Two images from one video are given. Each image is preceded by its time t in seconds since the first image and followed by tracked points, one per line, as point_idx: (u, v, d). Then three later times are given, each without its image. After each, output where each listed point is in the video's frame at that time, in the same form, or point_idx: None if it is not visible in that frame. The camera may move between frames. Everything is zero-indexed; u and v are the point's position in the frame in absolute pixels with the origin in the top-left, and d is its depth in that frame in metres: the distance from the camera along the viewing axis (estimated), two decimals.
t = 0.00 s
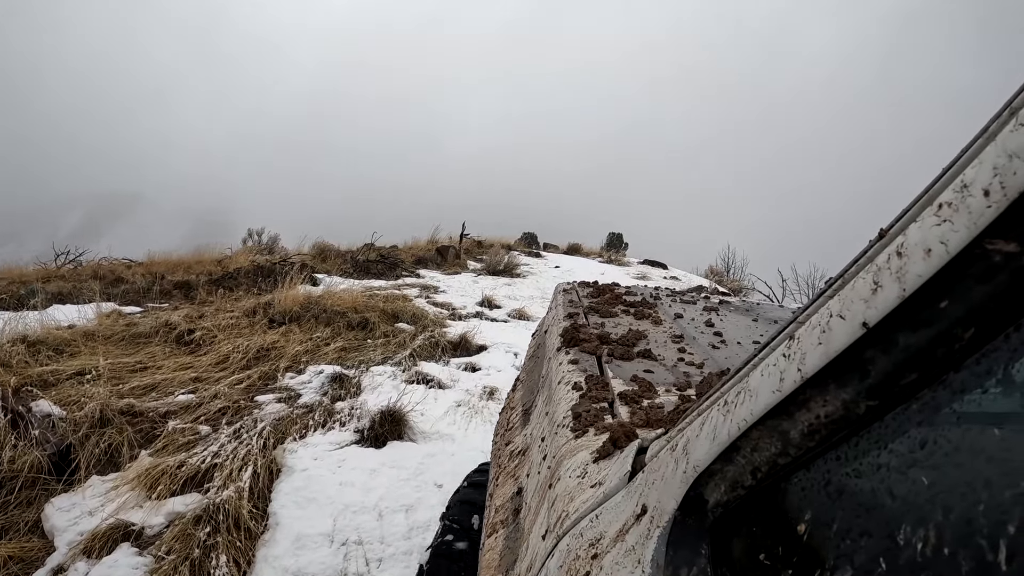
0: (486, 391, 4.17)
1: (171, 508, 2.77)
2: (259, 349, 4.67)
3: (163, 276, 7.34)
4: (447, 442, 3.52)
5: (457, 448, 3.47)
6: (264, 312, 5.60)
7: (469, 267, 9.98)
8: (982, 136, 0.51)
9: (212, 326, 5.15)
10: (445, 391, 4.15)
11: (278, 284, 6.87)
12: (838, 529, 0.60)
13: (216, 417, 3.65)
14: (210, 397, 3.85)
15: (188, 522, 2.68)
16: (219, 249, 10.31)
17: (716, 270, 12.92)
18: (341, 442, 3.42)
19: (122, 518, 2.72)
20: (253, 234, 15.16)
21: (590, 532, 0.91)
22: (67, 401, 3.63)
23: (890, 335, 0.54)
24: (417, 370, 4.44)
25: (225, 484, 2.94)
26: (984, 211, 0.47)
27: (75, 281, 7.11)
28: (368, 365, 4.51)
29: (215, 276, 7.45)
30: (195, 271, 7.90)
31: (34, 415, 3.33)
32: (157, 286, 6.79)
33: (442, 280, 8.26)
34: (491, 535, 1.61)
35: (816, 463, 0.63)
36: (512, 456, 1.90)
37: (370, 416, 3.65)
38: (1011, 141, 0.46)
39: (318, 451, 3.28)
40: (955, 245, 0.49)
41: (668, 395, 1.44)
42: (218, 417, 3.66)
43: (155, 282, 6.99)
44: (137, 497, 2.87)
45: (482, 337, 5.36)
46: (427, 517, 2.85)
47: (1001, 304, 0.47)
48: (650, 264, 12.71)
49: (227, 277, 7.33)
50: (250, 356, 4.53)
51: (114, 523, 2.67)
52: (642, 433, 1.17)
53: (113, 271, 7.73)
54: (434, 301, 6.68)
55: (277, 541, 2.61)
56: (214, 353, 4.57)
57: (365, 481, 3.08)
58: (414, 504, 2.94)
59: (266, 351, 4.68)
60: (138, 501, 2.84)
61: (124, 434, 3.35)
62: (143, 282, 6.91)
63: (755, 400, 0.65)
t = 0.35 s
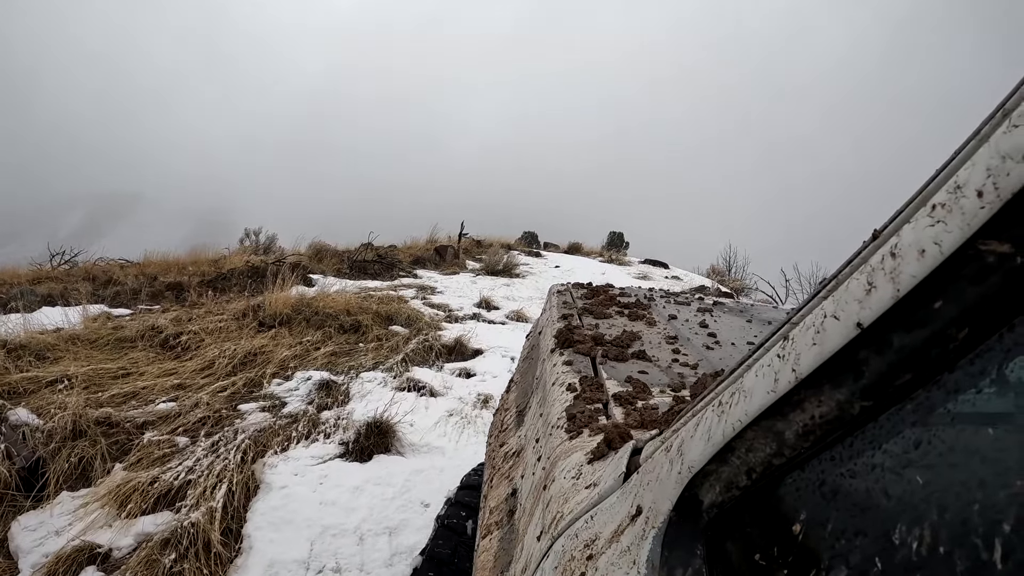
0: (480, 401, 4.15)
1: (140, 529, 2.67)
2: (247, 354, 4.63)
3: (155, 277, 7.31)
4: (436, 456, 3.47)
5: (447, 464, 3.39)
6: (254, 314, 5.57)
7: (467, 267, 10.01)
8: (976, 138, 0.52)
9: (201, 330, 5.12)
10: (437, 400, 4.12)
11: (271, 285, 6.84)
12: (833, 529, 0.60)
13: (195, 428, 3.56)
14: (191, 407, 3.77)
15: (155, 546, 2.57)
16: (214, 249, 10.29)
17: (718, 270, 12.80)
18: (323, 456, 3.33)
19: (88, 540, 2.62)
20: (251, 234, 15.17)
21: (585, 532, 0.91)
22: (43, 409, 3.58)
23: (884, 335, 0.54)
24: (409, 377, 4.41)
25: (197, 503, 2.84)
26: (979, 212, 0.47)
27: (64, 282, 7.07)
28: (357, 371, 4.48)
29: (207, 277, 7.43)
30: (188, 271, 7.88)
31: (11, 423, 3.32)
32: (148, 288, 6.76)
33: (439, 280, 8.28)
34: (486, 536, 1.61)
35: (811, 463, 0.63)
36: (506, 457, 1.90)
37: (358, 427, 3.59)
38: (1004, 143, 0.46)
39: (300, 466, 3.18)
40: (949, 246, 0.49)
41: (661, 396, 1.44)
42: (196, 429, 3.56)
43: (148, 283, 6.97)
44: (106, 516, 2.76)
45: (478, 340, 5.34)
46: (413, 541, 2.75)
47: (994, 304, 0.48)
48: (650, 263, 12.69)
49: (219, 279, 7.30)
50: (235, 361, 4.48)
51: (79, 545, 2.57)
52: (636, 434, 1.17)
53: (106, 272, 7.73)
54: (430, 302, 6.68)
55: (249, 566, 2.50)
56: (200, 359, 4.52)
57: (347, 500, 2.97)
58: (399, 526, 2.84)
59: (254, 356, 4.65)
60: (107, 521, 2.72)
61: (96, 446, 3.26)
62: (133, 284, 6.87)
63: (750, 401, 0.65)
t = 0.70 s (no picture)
0: (469, 409, 4.02)
1: (101, 548, 2.53)
2: (230, 357, 4.56)
3: (145, 278, 7.27)
4: (418, 471, 3.29)
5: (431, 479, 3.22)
6: (240, 317, 5.52)
7: (466, 267, 10.00)
8: (980, 137, 0.51)
9: (188, 332, 5.10)
10: (423, 408, 3.99)
11: (261, 286, 6.78)
12: (833, 529, 0.60)
13: (168, 438, 3.45)
14: (165, 415, 3.66)
15: (113, 567, 2.42)
16: (209, 248, 10.28)
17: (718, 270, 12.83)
18: (301, 470, 3.16)
19: (47, 559, 2.48)
20: (246, 234, 15.15)
21: (585, 532, 0.91)
22: (16, 416, 3.52)
23: (885, 335, 0.54)
24: (395, 384, 4.28)
25: (162, 521, 2.70)
26: (980, 213, 0.47)
27: (51, 283, 7.02)
28: (342, 377, 4.37)
29: (197, 277, 7.39)
30: (180, 271, 7.84)
31: None
32: (138, 288, 6.74)
33: (435, 280, 8.30)
34: (485, 535, 1.61)
35: (811, 463, 0.63)
36: (506, 456, 1.90)
37: (338, 437, 3.43)
38: (1008, 143, 0.46)
39: (274, 481, 3.02)
40: (951, 246, 0.49)
41: (662, 396, 1.44)
42: (170, 438, 3.45)
43: (136, 285, 6.92)
44: (69, 533, 2.63)
45: (470, 344, 5.28)
46: (387, 566, 2.58)
47: (997, 305, 0.47)
48: (649, 263, 12.65)
49: (209, 280, 7.26)
50: (217, 365, 4.41)
51: (36, 566, 2.42)
52: (637, 434, 1.17)
53: (98, 272, 7.71)
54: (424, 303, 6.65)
55: None
56: (180, 364, 4.45)
57: (320, 520, 2.79)
58: (374, 549, 2.66)
59: (237, 359, 4.58)
60: (69, 539, 2.60)
61: (63, 458, 3.15)
62: (121, 285, 6.83)
63: (751, 401, 0.65)
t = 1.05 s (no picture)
0: (458, 418, 3.89)
1: (61, 568, 2.43)
2: (212, 361, 4.50)
3: (136, 279, 7.26)
4: (400, 485, 3.15)
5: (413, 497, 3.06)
6: (227, 319, 5.49)
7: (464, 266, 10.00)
8: (980, 150, 0.52)
9: (173, 334, 5.07)
10: (409, 417, 3.86)
11: (251, 286, 6.72)
12: (831, 541, 0.60)
13: (141, 448, 3.34)
14: (139, 425, 3.56)
15: None
16: (203, 247, 10.26)
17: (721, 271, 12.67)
18: (276, 485, 3.04)
19: None
20: (242, 234, 15.18)
21: (582, 542, 0.90)
22: None
23: (884, 347, 0.54)
24: (381, 391, 4.17)
25: (124, 540, 2.58)
26: (981, 225, 0.47)
27: (41, 283, 7.00)
28: (326, 383, 4.27)
29: (189, 277, 7.37)
30: (170, 271, 7.80)
31: None
32: (127, 290, 6.72)
33: (431, 280, 8.28)
34: (483, 544, 1.60)
35: (809, 475, 0.63)
36: (505, 465, 1.90)
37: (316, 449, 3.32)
38: (1008, 155, 0.46)
39: (246, 499, 2.89)
40: (951, 258, 0.48)
41: (661, 407, 1.44)
42: (142, 448, 3.34)
43: (126, 286, 6.89)
44: (32, 551, 2.53)
45: (462, 348, 5.23)
46: None
47: (996, 317, 0.47)
48: (649, 265, 12.59)
49: (200, 280, 7.22)
50: (199, 370, 4.35)
51: None
52: (635, 444, 1.17)
53: (90, 272, 7.70)
54: (418, 305, 6.61)
55: None
56: (161, 368, 4.39)
57: (290, 541, 2.65)
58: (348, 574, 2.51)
59: (219, 364, 4.53)
60: (30, 556, 2.50)
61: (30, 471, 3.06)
62: (108, 286, 6.78)
63: (749, 413, 0.65)
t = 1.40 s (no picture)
0: (455, 421, 3.86)
1: None
2: (200, 362, 4.44)
3: (131, 277, 7.27)
4: (394, 494, 3.09)
5: (409, 505, 3.03)
6: (219, 317, 5.44)
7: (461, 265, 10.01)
8: (987, 135, 0.51)
9: (163, 333, 5.03)
10: (404, 420, 3.81)
11: (244, 285, 6.67)
12: (850, 533, 0.60)
13: (121, 453, 3.27)
14: (121, 427, 3.49)
15: None
16: (198, 246, 10.22)
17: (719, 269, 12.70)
18: (262, 493, 2.99)
19: None
20: (239, 233, 15.19)
21: (600, 541, 0.90)
22: None
23: (897, 337, 0.54)
24: (375, 393, 4.12)
25: (97, 553, 2.52)
26: (990, 212, 0.46)
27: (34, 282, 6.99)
28: (318, 385, 4.22)
29: (184, 276, 7.37)
30: (163, 270, 7.76)
31: None
32: (119, 289, 6.68)
33: (429, 279, 8.21)
34: (500, 546, 1.61)
35: (826, 468, 0.63)
36: (520, 468, 1.90)
37: (307, 453, 3.27)
38: (1015, 140, 0.45)
39: (229, 509, 2.83)
40: (961, 245, 0.48)
41: (675, 404, 1.44)
42: (123, 453, 3.27)
43: (118, 284, 6.88)
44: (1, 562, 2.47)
45: (460, 348, 5.21)
46: None
47: (1009, 304, 0.47)
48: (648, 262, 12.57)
49: (193, 280, 7.18)
50: (186, 370, 4.28)
51: None
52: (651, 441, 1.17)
53: (83, 271, 7.65)
54: (415, 304, 6.60)
55: None
56: (148, 368, 4.33)
57: (274, 555, 2.58)
58: None
59: (208, 364, 4.46)
60: None
61: (5, 477, 2.98)
62: (101, 285, 6.76)
63: (764, 406, 0.64)
